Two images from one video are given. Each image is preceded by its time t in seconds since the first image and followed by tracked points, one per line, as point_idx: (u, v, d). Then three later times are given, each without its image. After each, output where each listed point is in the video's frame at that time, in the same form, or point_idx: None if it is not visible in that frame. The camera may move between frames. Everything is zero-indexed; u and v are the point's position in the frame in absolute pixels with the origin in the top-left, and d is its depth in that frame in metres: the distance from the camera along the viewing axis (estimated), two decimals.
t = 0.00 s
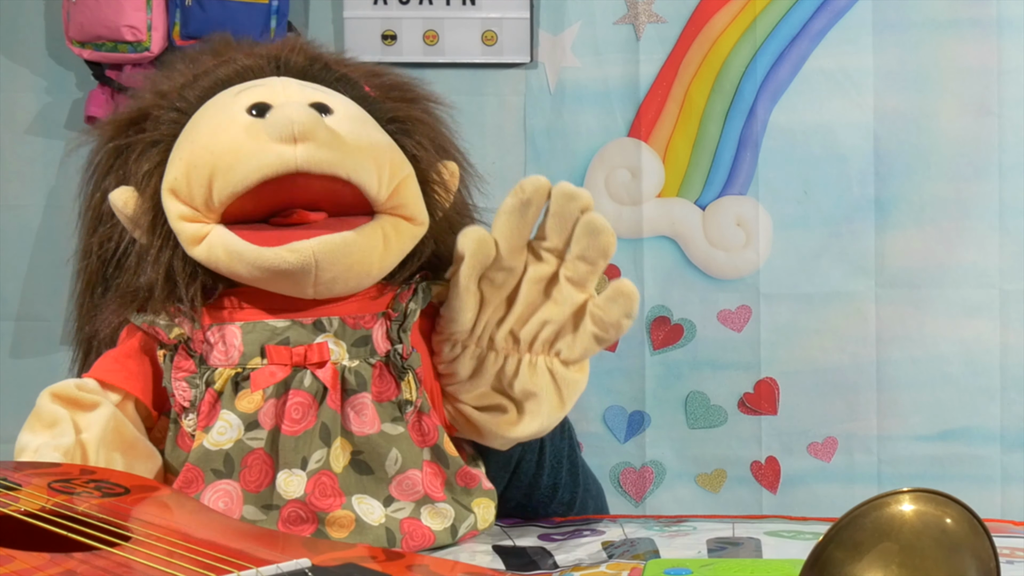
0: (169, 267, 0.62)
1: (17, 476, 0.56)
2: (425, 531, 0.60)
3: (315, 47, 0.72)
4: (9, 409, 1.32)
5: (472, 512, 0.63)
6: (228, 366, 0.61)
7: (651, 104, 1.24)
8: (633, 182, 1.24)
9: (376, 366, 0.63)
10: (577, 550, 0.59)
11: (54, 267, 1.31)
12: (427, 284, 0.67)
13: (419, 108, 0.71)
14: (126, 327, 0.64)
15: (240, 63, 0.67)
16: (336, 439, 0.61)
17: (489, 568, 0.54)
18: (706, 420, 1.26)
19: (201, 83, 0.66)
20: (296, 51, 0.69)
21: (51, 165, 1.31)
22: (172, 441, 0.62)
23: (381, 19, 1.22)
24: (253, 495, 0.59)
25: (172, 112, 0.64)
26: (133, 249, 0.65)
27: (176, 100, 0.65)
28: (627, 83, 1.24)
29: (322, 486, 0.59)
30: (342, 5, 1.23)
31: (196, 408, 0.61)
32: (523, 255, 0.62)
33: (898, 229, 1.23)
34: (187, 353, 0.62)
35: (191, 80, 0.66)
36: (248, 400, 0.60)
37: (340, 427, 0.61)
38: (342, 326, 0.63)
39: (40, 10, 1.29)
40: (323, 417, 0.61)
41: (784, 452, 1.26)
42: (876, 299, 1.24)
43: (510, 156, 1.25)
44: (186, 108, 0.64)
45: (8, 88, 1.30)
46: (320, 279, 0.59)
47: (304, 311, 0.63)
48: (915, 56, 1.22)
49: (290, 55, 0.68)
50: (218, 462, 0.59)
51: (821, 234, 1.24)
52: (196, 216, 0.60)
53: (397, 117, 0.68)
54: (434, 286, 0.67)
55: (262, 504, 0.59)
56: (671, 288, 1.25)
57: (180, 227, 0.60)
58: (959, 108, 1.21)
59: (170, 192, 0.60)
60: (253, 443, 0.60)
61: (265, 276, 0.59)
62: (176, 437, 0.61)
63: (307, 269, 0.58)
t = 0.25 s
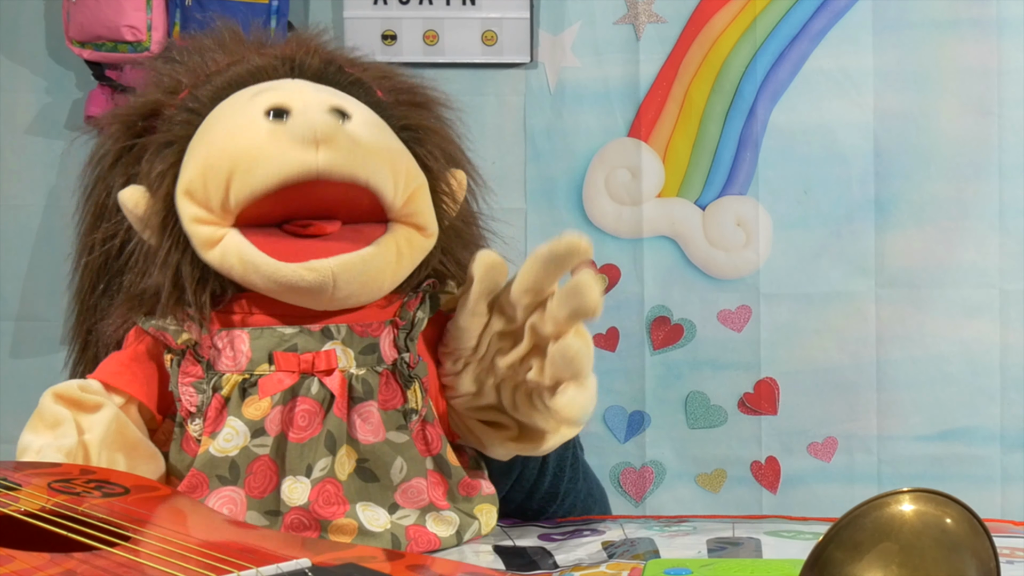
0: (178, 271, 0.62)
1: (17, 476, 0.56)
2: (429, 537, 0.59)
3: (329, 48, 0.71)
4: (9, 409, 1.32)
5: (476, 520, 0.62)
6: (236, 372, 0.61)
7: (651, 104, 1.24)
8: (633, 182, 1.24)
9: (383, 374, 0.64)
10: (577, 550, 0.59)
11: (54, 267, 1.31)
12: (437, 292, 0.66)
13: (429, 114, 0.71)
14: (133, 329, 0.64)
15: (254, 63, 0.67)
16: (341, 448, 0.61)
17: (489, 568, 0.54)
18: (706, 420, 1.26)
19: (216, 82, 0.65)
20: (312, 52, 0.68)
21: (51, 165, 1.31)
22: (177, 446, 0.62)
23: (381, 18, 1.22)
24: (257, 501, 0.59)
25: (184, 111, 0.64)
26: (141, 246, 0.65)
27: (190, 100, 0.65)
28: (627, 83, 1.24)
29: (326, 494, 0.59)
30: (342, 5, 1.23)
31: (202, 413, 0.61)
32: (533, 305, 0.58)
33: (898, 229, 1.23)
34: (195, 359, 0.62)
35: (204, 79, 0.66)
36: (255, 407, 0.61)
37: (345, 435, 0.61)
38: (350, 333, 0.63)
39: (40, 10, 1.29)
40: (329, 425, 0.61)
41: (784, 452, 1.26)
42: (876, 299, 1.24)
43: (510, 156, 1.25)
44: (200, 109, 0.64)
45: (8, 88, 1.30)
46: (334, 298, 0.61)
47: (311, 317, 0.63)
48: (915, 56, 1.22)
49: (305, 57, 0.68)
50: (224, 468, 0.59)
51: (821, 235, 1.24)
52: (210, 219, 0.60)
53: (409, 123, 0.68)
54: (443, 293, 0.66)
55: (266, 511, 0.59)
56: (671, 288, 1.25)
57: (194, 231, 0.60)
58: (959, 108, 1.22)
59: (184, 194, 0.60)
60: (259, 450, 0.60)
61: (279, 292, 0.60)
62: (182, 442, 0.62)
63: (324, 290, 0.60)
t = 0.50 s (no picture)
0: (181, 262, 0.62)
1: (16, 476, 0.56)
2: (433, 533, 0.60)
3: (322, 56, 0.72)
4: (9, 409, 1.32)
5: (480, 515, 0.62)
6: (240, 369, 0.61)
7: (650, 104, 1.24)
8: (633, 183, 1.24)
9: (387, 369, 0.63)
10: (577, 550, 0.59)
11: (54, 267, 1.31)
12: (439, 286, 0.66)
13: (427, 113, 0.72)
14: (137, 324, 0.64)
15: (250, 65, 0.67)
16: (345, 443, 0.61)
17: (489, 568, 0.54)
18: (706, 420, 1.26)
19: (215, 82, 0.66)
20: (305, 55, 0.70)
21: (50, 165, 1.31)
22: (180, 444, 0.62)
23: (381, 18, 1.22)
24: (261, 497, 0.59)
25: (184, 109, 0.65)
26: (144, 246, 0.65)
27: (189, 99, 0.65)
28: (627, 83, 1.24)
29: (331, 490, 0.59)
30: (342, 5, 1.23)
31: (207, 409, 0.61)
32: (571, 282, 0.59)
33: (898, 229, 1.23)
34: (199, 356, 0.62)
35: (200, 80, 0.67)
36: (258, 403, 0.60)
37: (349, 429, 0.61)
38: (354, 329, 0.63)
39: (40, 10, 1.29)
40: (333, 421, 0.61)
41: (784, 452, 1.26)
42: (876, 299, 1.24)
43: (510, 156, 1.25)
44: (198, 108, 0.64)
45: (8, 88, 1.30)
46: (337, 276, 0.59)
47: (314, 312, 0.63)
48: (915, 56, 1.22)
49: (298, 58, 0.69)
50: (228, 464, 0.59)
51: (821, 235, 1.24)
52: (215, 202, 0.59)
53: (404, 119, 0.69)
54: (447, 286, 0.66)
55: (270, 506, 0.59)
56: (671, 288, 1.26)
57: (198, 213, 0.59)
58: (959, 108, 1.21)
59: (189, 178, 0.59)
60: (263, 445, 0.60)
61: (285, 270, 0.58)
62: (185, 440, 0.62)
63: (328, 265, 0.58)
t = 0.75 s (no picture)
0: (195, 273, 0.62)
1: (17, 476, 0.57)
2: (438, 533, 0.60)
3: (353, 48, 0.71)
4: (9, 409, 1.32)
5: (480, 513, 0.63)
6: (249, 370, 0.61)
7: (651, 104, 1.24)
8: (633, 183, 1.24)
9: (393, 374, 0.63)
10: (577, 550, 0.59)
11: (54, 267, 1.31)
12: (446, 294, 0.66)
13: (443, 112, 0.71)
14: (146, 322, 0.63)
15: (283, 63, 0.65)
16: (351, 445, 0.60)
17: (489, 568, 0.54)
18: (706, 420, 1.26)
19: (244, 77, 0.64)
20: (342, 56, 0.68)
21: (50, 165, 1.31)
22: (187, 442, 0.62)
23: (381, 18, 1.22)
24: (269, 498, 0.59)
25: (210, 108, 0.63)
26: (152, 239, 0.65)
27: (216, 94, 0.64)
28: (627, 83, 1.24)
29: (336, 491, 0.59)
30: (342, 4, 1.23)
31: (215, 410, 0.61)
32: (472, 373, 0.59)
33: (897, 229, 1.23)
34: (209, 356, 0.62)
35: (229, 74, 0.65)
36: (268, 404, 0.60)
37: (355, 431, 0.61)
38: (362, 332, 0.63)
39: (40, 10, 1.29)
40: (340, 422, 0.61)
41: (784, 452, 1.25)
42: (876, 299, 1.24)
43: (510, 156, 1.25)
44: (225, 108, 0.63)
45: (8, 88, 1.30)
46: (360, 274, 0.59)
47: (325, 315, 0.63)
48: (915, 56, 1.22)
49: (336, 59, 0.67)
50: (237, 465, 0.59)
51: (821, 235, 1.24)
52: (232, 221, 0.60)
53: (434, 132, 0.69)
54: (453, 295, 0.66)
55: (277, 508, 0.59)
56: (671, 288, 1.25)
57: (215, 231, 0.59)
58: (959, 108, 1.21)
59: (203, 196, 0.60)
60: (272, 447, 0.60)
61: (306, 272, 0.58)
62: (193, 439, 0.62)
63: (353, 262, 0.57)
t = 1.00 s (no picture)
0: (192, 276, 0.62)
1: (17, 476, 0.57)
2: (438, 532, 0.60)
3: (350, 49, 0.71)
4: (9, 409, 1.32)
5: (480, 512, 0.63)
6: (250, 371, 0.61)
7: (651, 104, 1.24)
8: (633, 182, 1.24)
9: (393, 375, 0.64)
10: (577, 550, 0.59)
11: (54, 267, 1.31)
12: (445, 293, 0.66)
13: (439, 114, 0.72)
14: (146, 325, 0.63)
15: (281, 64, 0.65)
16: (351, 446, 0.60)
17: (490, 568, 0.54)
18: (706, 420, 1.26)
19: (242, 80, 0.64)
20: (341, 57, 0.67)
21: (50, 165, 1.31)
22: (187, 445, 0.62)
23: (381, 18, 1.22)
24: (269, 499, 0.59)
25: (208, 111, 0.63)
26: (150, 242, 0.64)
27: (214, 97, 0.63)
28: (627, 83, 1.24)
29: (336, 492, 0.59)
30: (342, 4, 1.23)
31: (215, 411, 0.61)
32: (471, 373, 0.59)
33: (898, 229, 1.23)
34: (209, 358, 0.62)
35: (227, 76, 0.65)
36: (268, 405, 0.60)
37: (355, 432, 0.61)
38: (362, 332, 0.63)
39: (40, 10, 1.29)
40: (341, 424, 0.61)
41: (784, 452, 1.25)
42: (876, 299, 1.24)
43: (510, 156, 1.25)
44: (223, 113, 0.63)
45: (8, 89, 1.30)
46: (361, 282, 0.59)
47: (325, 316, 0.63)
48: (916, 56, 1.22)
49: (334, 61, 0.66)
50: (238, 466, 0.59)
51: (821, 234, 1.24)
52: (232, 227, 0.59)
53: (434, 133, 0.69)
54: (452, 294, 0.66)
55: (278, 508, 0.59)
56: (671, 288, 1.25)
57: (215, 237, 0.59)
58: (959, 108, 1.22)
59: (202, 201, 0.59)
60: (273, 448, 0.60)
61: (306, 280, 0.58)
62: (193, 442, 0.62)
63: (354, 270, 0.57)
